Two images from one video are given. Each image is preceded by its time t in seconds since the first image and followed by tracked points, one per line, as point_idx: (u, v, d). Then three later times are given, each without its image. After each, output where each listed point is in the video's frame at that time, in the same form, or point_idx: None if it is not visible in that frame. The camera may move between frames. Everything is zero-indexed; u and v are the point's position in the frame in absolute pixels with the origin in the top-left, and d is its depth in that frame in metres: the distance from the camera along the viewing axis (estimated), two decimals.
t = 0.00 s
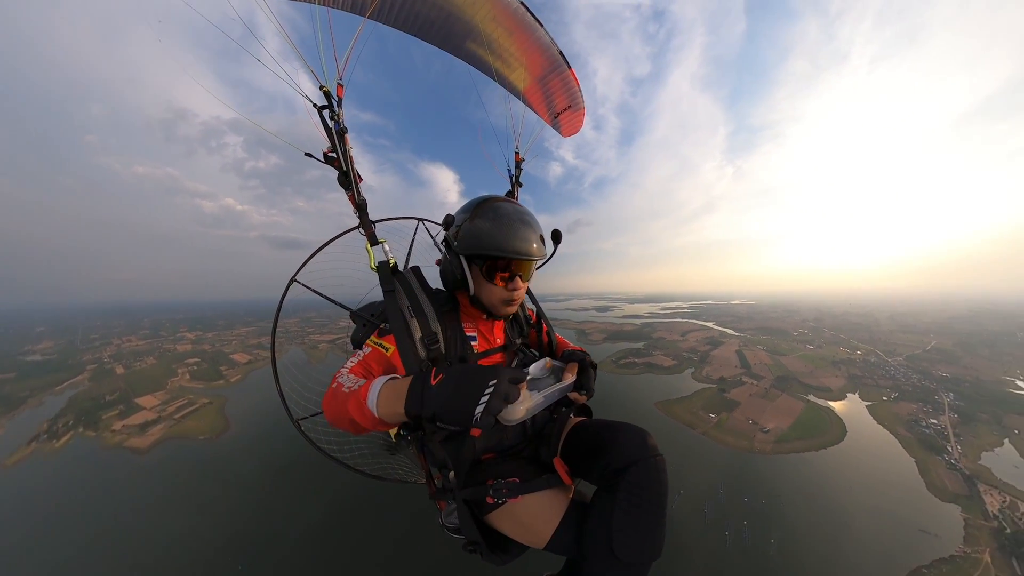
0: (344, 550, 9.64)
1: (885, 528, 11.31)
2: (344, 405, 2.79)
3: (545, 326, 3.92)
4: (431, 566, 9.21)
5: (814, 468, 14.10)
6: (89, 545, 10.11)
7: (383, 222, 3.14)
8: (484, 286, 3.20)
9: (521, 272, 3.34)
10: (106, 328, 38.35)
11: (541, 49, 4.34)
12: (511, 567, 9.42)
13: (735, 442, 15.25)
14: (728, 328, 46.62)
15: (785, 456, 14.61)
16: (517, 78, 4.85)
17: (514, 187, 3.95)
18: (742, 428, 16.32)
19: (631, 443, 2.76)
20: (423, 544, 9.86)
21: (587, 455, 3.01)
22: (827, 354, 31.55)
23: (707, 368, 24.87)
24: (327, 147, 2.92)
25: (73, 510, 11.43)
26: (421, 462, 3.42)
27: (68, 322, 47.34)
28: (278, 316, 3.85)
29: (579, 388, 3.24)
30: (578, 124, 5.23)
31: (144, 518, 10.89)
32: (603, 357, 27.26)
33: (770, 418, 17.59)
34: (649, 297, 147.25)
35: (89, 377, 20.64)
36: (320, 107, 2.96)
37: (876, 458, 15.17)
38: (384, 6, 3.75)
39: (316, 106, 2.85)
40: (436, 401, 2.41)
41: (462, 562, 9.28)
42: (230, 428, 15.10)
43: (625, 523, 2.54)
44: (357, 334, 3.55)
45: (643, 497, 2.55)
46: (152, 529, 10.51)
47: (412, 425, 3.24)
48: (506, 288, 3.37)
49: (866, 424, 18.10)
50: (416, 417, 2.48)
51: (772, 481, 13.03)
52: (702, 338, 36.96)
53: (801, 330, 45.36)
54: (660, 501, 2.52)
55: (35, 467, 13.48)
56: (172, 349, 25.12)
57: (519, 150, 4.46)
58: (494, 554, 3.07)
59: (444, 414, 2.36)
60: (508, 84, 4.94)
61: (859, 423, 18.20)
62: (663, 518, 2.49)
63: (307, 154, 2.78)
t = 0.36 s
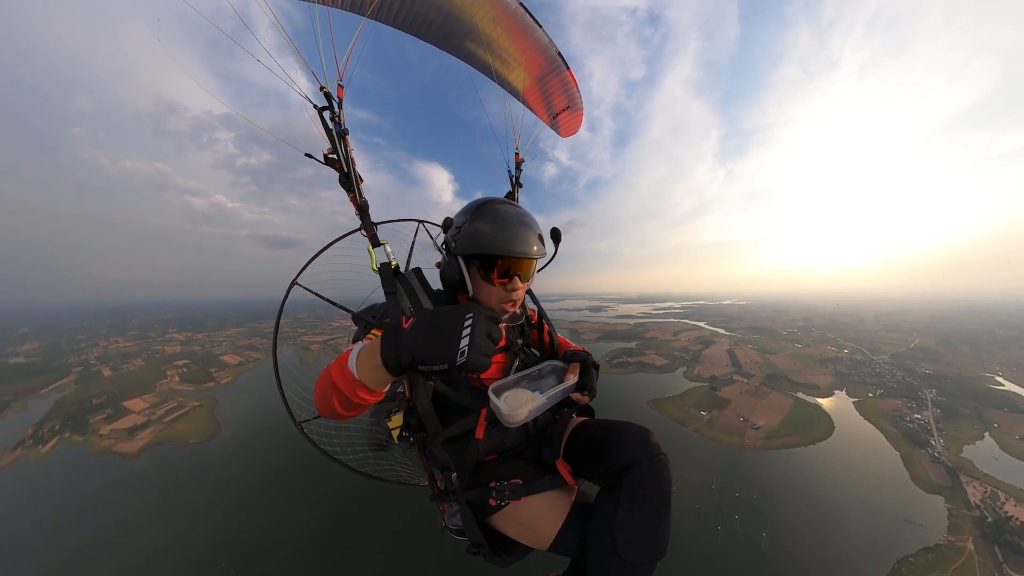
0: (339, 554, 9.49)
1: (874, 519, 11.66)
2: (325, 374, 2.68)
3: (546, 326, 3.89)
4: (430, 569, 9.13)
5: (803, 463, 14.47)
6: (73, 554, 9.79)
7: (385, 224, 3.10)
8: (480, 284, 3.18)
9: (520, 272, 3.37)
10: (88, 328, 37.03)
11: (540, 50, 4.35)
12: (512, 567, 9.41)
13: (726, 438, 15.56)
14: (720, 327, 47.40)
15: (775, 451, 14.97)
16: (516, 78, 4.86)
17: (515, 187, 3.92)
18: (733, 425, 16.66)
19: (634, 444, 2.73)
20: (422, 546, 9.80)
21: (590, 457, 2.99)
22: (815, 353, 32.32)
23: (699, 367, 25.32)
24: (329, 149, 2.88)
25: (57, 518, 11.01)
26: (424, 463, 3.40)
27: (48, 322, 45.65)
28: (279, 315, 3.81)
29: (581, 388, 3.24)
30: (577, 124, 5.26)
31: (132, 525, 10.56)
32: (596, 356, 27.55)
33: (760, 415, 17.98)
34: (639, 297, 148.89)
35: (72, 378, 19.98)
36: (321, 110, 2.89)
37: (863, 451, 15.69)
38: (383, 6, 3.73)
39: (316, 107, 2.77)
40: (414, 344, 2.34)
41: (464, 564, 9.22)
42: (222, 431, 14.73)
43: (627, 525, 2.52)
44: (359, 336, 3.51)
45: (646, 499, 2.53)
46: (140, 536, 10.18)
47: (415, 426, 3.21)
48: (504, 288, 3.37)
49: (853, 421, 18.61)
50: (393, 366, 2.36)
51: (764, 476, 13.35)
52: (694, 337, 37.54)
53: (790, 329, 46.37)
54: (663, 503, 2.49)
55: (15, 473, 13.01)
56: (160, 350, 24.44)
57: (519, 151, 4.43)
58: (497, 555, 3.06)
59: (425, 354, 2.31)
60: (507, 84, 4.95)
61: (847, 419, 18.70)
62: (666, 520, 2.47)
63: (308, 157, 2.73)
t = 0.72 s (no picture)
0: (336, 558, 9.32)
1: (864, 510, 12.07)
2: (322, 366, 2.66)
3: (548, 327, 3.89)
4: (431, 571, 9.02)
5: (792, 456, 14.90)
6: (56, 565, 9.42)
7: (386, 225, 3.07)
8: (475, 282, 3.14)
9: (511, 268, 3.30)
10: (69, 330, 35.55)
11: (540, 50, 4.35)
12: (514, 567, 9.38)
13: (716, 434, 15.92)
14: (709, 326, 48.29)
15: (764, 446, 15.38)
16: (516, 79, 4.86)
17: (515, 188, 3.91)
18: (723, 421, 17.06)
19: (634, 443, 2.71)
20: (426, 546, 9.74)
21: (591, 457, 2.96)
22: (803, 350, 33.21)
23: (690, 364, 25.82)
24: (329, 149, 2.84)
25: (42, 529, 10.57)
26: (424, 462, 3.36)
27: (24, 325, 43.72)
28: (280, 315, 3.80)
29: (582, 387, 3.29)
30: (577, 124, 5.28)
31: (123, 533, 10.20)
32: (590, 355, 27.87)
33: (750, 410, 18.43)
34: (628, 296, 150.64)
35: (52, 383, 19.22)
36: (321, 111, 2.85)
37: (851, 444, 16.25)
38: (383, 7, 3.70)
39: (315, 108, 2.74)
40: (400, 322, 2.29)
41: (469, 564, 9.17)
42: (213, 435, 14.32)
43: (628, 525, 2.47)
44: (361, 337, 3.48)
45: (646, 499, 2.49)
46: (128, 547, 9.81)
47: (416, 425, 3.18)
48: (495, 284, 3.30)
49: (840, 415, 19.22)
50: (380, 345, 2.34)
51: (756, 470, 13.73)
52: (685, 336, 38.17)
53: (778, 328, 47.52)
54: (663, 503, 2.45)
55: None
56: (146, 353, 23.63)
57: (519, 151, 4.42)
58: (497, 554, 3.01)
59: (407, 331, 2.24)
60: (507, 84, 4.94)
61: (834, 414, 19.30)
62: (665, 520, 2.42)
63: (308, 156, 2.68)
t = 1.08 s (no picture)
0: (334, 560, 9.23)
1: (855, 504, 12.39)
2: (354, 406, 2.86)
3: (550, 328, 3.89)
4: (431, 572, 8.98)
5: (784, 453, 15.23)
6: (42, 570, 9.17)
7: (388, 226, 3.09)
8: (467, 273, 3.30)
9: (501, 251, 3.30)
10: (55, 330, 34.59)
11: (541, 51, 4.37)
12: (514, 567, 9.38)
13: (709, 431, 16.17)
14: (702, 326, 48.95)
15: (756, 443, 15.68)
16: (516, 80, 4.89)
17: (518, 190, 3.92)
18: (716, 418, 17.34)
19: (638, 446, 2.74)
20: (427, 548, 9.69)
21: (595, 460, 2.98)
22: (794, 350, 33.84)
23: (683, 364, 26.18)
24: (331, 151, 2.83)
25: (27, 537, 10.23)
26: (425, 463, 3.36)
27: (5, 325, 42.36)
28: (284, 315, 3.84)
29: (586, 387, 3.23)
30: (577, 125, 5.31)
31: (113, 538, 9.97)
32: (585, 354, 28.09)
33: (741, 409, 18.75)
34: (620, 297, 151.87)
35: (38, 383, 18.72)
36: (326, 112, 2.85)
37: (841, 441, 16.62)
38: (384, 8, 3.70)
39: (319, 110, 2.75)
40: (408, 374, 2.46)
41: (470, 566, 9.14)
42: (205, 437, 14.00)
43: (632, 528, 2.49)
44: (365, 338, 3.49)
45: (650, 502, 2.51)
46: (118, 550, 9.61)
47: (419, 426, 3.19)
48: (483, 267, 3.28)
49: (829, 413, 19.68)
50: (394, 394, 2.52)
51: (749, 466, 14.00)
52: (679, 336, 38.63)
53: (769, 328, 48.33)
54: (666, 507, 2.48)
55: None
56: (136, 353, 23.10)
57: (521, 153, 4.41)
58: (498, 557, 3.01)
59: (413, 383, 2.40)
60: (508, 85, 4.96)
61: (824, 412, 19.75)
62: (669, 524, 2.45)
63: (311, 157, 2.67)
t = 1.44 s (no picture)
0: (332, 564, 9.13)
1: (846, 498, 12.77)
2: (364, 419, 2.94)
3: (552, 331, 3.90)
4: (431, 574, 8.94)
5: (775, 448, 15.61)
6: None
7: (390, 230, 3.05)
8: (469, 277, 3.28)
9: (497, 252, 3.28)
10: (40, 331, 33.65)
11: (542, 52, 4.36)
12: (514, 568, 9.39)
13: (702, 428, 16.47)
14: (695, 325, 49.71)
15: (748, 439, 16.01)
16: (518, 81, 4.89)
17: (521, 191, 3.91)
18: (708, 415, 17.68)
19: (643, 451, 2.76)
20: (433, 550, 9.63)
21: (599, 463, 2.99)
22: (785, 348, 34.53)
23: (677, 362, 26.62)
24: (333, 155, 2.79)
25: (14, 547, 9.84)
26: (428, 467, 3.35)
27: None
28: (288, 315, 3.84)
29: (590, 389, 3.22)
30: (579, 125, 5.31)
31: (102, 544, 9.77)
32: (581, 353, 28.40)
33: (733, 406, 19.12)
34: (612, 296, 153.08)
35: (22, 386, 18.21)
36: (327, 115, 2.82)
37: (831, 437, 17.08)
38: (386, 11, 3.69)
39: (320, 113, 2.73)
40: (418, 394, 2.49)
41: (475, 569, 9.09)
42: (199, 442, 13.69)
43: (635, 531, 2.52)
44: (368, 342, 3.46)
45: (655, 506, 2.53)
46: (107, 556, 9.41)
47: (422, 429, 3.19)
48: (479, 267, 3.26)
49: (820, 410, 20.17)
50: (405, 413, 2.56)
51: (742, 461, 14.33)
52: (672, 335, 39.17)
53: (760, 327, 49.31)
54: (670, 511, 2.50)
55: None
56: (125, 355, 22.58)
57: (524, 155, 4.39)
58: (501, 560, 3.01)
59: (422, 405, 2.43)
60: (509, 86, 4.95)
61: (815, 408, 20.24)
62: (674, 528, 2.46)
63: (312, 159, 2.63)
